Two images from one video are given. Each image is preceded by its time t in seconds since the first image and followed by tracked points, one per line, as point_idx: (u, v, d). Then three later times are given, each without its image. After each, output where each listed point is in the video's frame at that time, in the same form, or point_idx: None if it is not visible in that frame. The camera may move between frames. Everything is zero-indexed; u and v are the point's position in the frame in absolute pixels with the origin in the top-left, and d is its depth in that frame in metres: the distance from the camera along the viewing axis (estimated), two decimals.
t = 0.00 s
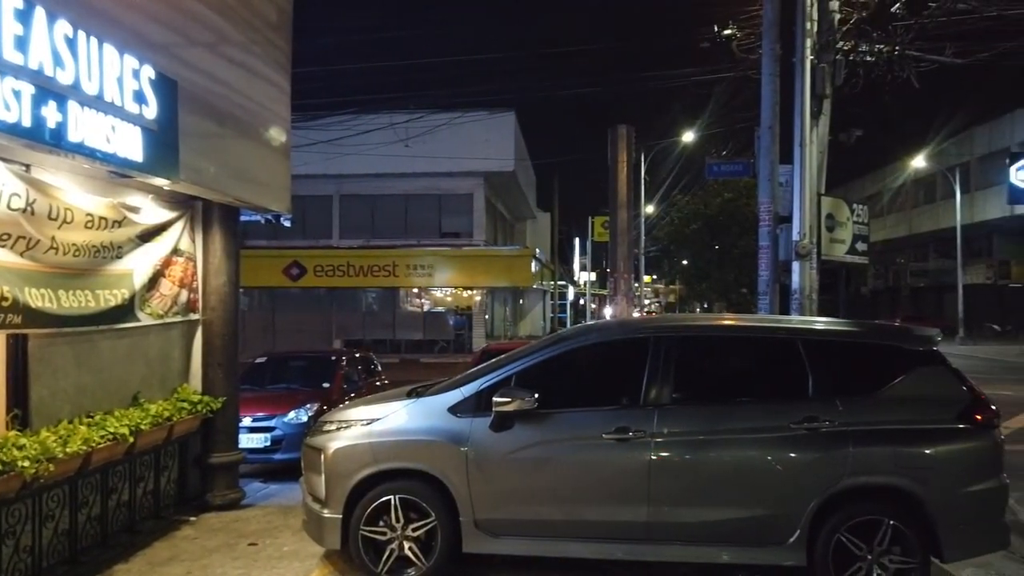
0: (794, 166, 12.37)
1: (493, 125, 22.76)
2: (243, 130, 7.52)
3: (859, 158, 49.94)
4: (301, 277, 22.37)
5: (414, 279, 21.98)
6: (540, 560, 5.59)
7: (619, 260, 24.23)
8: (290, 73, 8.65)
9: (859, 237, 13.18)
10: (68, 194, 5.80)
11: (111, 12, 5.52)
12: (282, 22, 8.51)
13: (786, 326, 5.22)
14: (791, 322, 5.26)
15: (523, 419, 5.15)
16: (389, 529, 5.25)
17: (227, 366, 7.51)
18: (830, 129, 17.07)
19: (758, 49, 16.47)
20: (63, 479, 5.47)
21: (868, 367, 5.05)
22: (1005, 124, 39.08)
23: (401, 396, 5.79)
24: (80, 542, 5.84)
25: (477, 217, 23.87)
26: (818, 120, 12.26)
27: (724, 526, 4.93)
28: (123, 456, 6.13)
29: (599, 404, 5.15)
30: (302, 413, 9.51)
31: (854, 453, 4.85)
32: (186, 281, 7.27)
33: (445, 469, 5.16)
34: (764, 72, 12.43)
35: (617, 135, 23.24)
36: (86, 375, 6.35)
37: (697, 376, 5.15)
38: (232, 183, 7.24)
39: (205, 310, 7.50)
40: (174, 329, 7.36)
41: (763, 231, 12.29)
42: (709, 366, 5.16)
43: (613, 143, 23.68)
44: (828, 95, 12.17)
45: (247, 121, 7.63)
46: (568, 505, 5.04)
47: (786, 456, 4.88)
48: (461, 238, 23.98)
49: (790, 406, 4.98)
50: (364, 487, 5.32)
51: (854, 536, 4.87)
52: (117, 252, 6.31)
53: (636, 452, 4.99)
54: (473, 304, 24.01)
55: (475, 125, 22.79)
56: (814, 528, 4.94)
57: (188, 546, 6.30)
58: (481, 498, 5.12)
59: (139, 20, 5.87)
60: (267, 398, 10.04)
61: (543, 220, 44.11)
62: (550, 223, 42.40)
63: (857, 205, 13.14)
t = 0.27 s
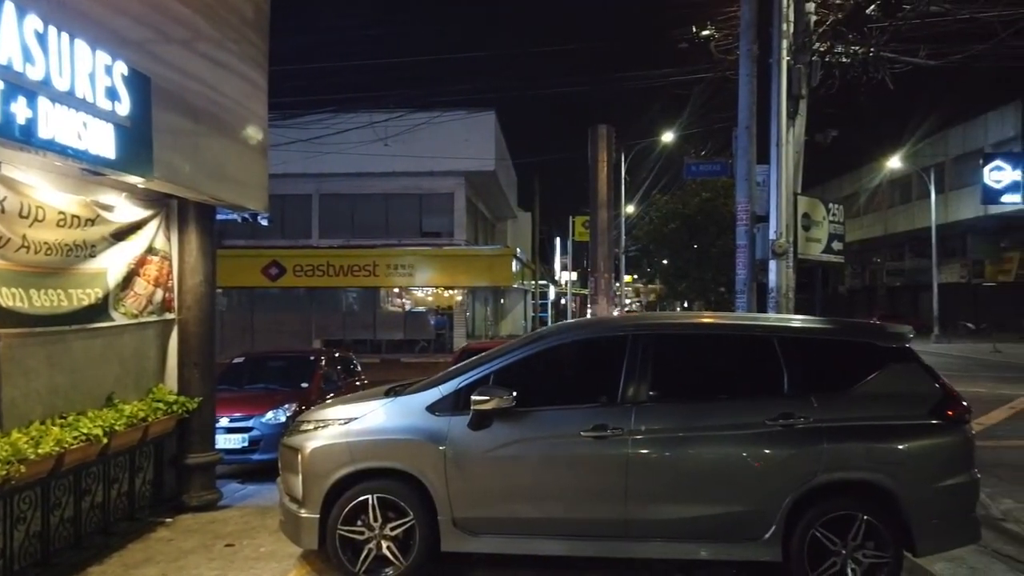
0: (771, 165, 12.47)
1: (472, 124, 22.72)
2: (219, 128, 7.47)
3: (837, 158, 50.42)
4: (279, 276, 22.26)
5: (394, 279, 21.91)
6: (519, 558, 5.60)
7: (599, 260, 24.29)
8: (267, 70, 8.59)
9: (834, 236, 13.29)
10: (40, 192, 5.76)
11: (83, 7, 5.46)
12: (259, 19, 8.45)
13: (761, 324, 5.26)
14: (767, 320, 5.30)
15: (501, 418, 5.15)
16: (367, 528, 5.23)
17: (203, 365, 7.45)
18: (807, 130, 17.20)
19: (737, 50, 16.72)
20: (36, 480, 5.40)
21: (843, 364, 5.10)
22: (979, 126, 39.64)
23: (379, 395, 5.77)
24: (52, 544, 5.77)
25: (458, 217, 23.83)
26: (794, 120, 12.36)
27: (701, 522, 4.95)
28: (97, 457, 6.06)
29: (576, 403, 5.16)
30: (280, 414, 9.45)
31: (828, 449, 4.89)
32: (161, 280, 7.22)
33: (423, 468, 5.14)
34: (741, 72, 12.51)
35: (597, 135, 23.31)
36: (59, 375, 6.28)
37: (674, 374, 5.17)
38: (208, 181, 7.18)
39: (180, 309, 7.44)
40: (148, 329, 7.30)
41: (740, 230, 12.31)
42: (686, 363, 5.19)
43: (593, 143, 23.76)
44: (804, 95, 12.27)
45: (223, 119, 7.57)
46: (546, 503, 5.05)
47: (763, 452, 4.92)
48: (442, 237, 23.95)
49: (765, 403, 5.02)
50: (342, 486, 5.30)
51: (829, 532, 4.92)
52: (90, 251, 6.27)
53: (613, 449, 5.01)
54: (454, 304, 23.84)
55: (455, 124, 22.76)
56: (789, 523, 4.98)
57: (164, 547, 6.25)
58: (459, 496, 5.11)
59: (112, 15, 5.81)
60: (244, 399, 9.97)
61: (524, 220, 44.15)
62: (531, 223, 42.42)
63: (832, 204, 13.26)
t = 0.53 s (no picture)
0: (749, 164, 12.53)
1: (453, 122, 22.65)
2: (194, 124, 7.38)
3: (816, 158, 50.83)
4: (259, 275, 22.05)
5: (375, 278, 21.90)
6: (497, 556, 5.57)
7: (581, 258, 24.33)
8: (243, 66, 8.50)
9: (812, 234, 13.37)
10: (10, 187, 5.77)
11: None
12: (235, 14, 8.36)
13: (738, 321, 5.27)
14: (745, 318, 5.31)
15: (480, 416, 5.12)
16: (344, 528, 5.19)
17: (179, 364, 7.36)
18: (786, 130, 17.30)
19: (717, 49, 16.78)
20: (5, 481, 5.32)
21: (819, 361, 5.12)
22: (955, 126, 40.11)
23: (356, 394, 5.73)
24: (22, 546, 5.68)
25: (439, 216, 23.76)
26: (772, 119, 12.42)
27: (678, 519, 4.96)
28: (69, 457, 5.97)
29: (555, 400, 5.15)
30: (257, 413, 9.37)
31: (805, 445, 4.91)
32: (135, 278, 7.15)
33: (401, 467, 5.11)
34: (720, 71, 12.56)
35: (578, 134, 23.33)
36: (31, 374, 6.20)
37: (653, 370, 5.17)
38: (183, 177, 7.10)
39: (154, 307, 7.36)
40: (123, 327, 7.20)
41: (719, 229, 12.34)
42: (664, 361, 5.19)
43: (574, 142, 23.79)
44: (782, 94, 12.34)
45: (199, 115, 7.49)
46: (524, 501, 5.03)
47: (741, 449, 4.93)
48: (424, 236, 23.88)
49: (743, 400, 5.03)
50: (318, 486, 5.25)
51: (805, 528, 4.95)
52: (61, 248, 6.26)
53: (591, 446, 5.00)
54: (436, 302, 23.75)
55: (436, 123, 22.68)
56: (766, 520, 5.00)
57: (137, 548, 6.17)
58: (437, 495, 5.08)
59: (82, 7, 5.72)
60: (221, 398, 9.88)
61: (506, 219, 44.12)
62: (513, 222, 42.39)
63: (811, 203, 13.34)
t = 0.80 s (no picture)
0: (726, 164, 12.59)
1: (432, 121, 22.57)
2: (166, 120, 7.29)
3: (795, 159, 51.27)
4: (239, 275, 21.73)
5: (355, 277, 21.80)
6: (472, 556, 5.55)
7: (562, 258, 24.35)
8: (217, 62, 8.41)
9: (789, 234, 13.45)
10: None
11: None
12: (209, 10, 8.26)
13: (713, 320, 5.28)
14: (720, 317, 5.32)
15: (455, 416, 5.09)
16: (318, 529, 5.14)
17: (151, 364, 7.27)
18: (763, 130, 17.42)
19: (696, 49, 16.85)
20: None
21: (793, 360, 5.15)
22: (932, 128, 40.56)
23: (331, 393, 5.67)
24: None
25: (421, 215, 23.67)
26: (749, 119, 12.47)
27: (653, 518, 4.96)
28: (36, 459, 5.86)
29: (530, 400, 5.14)
30: (233, 413, 9.28)
31: (778, 444, 4.93)
32: (106, 277, 7.07)
33: (375, 468, 5.07)
34: (698, 71, 12.60)
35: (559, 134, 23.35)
36: None
37: (628, 370, 5.17)
38: (155, 174, 7.01)
39: (126, 306, 7.27)
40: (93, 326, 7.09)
41: (697, 228, 12.41)
42: (639, 361, 5.19)
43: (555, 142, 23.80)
44: (760, 94, 12.39)
45: (172, 112, 7.41)
46: (499, 500, 5.01)
47: (715, 447, 4.93)
48: (405, 235, 23.77)
49: (717, 399, 5.04)
50: (291, 486, 5.20)
51: (778, 526, 4.97)
52: (29, 247, 6.19)
53: (567, 446, 4.99)
54: (417, 302, 23.65)
55: (415, 121, 22.60)
56: (741, 518, 5.01)
57: (108, 551, 6.08)
58: (412, 495, 5.05)
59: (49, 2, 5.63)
60: (197, 398, 9.78)
61: (487, 218, 44.09)
62: (495, 221, 42.37)
63: (787, 203, 13.42)
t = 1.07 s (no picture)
0: (702, 165, 12.63)
1: (409, 121, 22.46)
2: (134, 118, 7.19)
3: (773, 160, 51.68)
4: (215, 274, 21.47)
5: (335, 277, 21.60)
6: (443, 558, 5.51)
7: (541, 258, 24.35)
8: (188, 59, 8.30)
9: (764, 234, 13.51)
10: None
11: None
12: (179, 6, 8.16)
13: (684, 320, 5.28)
14: (691, 317, 5.32)
15: (426, 417, 5.05)
16: (286, 533, 5.07)
17: (119, 366, 7.16)
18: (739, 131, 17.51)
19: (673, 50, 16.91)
20: None
21: (764, 360, 5.16)
22: (908, 129, 41.00)
23: (301, 395, 5.61)
24: None
25: (400, 215, 23.55)
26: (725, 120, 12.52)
27: (624, 519, 4.94)
28: None
29: (501, 400, 5.11)
30: (205, 415, 9.15)
31: (749, 443, 4.94)
32: (73, 277, 6.98)
33: (345, 469, 5.01)
34: (674, 72, 12.63)
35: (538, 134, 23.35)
36: None
37: (599, 370, 5.15)
38: (122, 173, 6.92)
39: (94, 307, 7.16)
40: (59, 327, 6.98)
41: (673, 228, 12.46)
42: (611, 361, 5.17)
43: (535, 142, 23.77)
44: (734, 95, 12.45)
45: (139, 109, 7.31)
46: (470, 501, 4.97)
47: (686, 447, 4.93)
48: (384, 235, 23.64)
49: (688, 399, 5.04)
50: (260, 489, 5.13)
51: (749, 526, 4.97)
52: None
53: (539, 446, 4.97)
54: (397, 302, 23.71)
55: (392, 121, 22.49)
56: (711, 517, 5.01)
57: (73, 556, 5.98)
58: (382, 497, 5.00)
59: None
60: (168, 400, 9.66)
61: (468, 219, 44.07)
62: (476, 222, 42.34)
63: (762, 203, 13.48)
